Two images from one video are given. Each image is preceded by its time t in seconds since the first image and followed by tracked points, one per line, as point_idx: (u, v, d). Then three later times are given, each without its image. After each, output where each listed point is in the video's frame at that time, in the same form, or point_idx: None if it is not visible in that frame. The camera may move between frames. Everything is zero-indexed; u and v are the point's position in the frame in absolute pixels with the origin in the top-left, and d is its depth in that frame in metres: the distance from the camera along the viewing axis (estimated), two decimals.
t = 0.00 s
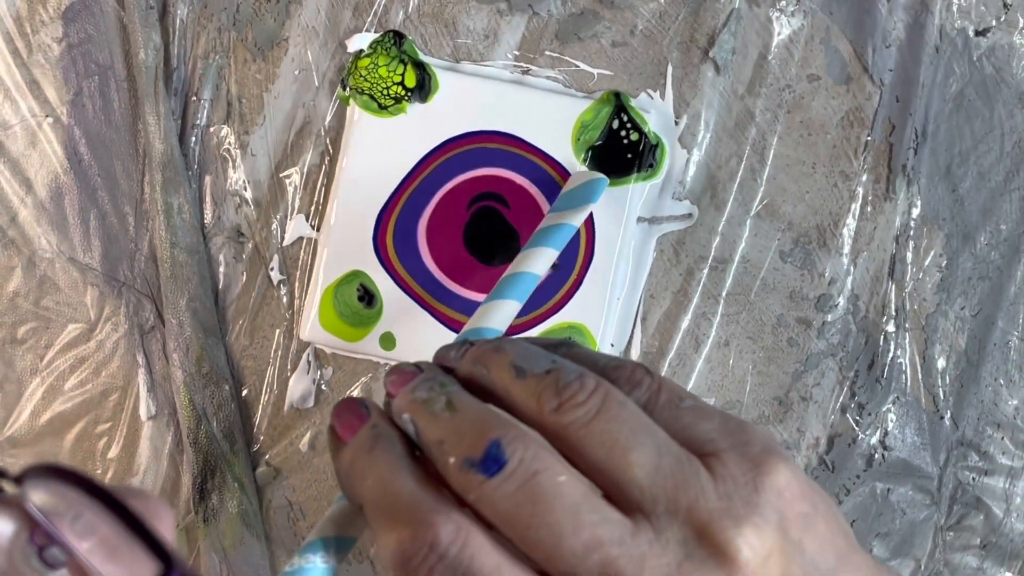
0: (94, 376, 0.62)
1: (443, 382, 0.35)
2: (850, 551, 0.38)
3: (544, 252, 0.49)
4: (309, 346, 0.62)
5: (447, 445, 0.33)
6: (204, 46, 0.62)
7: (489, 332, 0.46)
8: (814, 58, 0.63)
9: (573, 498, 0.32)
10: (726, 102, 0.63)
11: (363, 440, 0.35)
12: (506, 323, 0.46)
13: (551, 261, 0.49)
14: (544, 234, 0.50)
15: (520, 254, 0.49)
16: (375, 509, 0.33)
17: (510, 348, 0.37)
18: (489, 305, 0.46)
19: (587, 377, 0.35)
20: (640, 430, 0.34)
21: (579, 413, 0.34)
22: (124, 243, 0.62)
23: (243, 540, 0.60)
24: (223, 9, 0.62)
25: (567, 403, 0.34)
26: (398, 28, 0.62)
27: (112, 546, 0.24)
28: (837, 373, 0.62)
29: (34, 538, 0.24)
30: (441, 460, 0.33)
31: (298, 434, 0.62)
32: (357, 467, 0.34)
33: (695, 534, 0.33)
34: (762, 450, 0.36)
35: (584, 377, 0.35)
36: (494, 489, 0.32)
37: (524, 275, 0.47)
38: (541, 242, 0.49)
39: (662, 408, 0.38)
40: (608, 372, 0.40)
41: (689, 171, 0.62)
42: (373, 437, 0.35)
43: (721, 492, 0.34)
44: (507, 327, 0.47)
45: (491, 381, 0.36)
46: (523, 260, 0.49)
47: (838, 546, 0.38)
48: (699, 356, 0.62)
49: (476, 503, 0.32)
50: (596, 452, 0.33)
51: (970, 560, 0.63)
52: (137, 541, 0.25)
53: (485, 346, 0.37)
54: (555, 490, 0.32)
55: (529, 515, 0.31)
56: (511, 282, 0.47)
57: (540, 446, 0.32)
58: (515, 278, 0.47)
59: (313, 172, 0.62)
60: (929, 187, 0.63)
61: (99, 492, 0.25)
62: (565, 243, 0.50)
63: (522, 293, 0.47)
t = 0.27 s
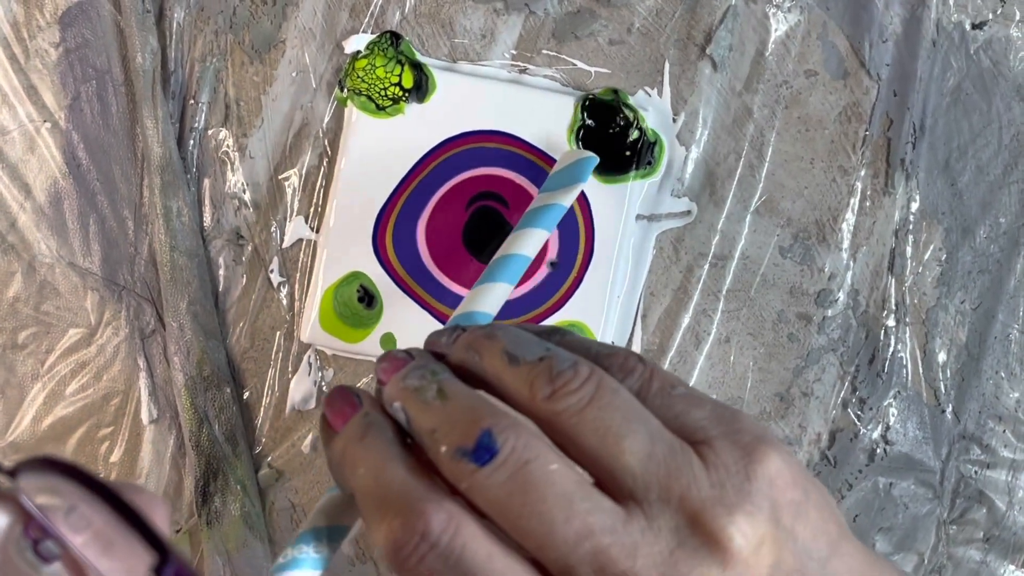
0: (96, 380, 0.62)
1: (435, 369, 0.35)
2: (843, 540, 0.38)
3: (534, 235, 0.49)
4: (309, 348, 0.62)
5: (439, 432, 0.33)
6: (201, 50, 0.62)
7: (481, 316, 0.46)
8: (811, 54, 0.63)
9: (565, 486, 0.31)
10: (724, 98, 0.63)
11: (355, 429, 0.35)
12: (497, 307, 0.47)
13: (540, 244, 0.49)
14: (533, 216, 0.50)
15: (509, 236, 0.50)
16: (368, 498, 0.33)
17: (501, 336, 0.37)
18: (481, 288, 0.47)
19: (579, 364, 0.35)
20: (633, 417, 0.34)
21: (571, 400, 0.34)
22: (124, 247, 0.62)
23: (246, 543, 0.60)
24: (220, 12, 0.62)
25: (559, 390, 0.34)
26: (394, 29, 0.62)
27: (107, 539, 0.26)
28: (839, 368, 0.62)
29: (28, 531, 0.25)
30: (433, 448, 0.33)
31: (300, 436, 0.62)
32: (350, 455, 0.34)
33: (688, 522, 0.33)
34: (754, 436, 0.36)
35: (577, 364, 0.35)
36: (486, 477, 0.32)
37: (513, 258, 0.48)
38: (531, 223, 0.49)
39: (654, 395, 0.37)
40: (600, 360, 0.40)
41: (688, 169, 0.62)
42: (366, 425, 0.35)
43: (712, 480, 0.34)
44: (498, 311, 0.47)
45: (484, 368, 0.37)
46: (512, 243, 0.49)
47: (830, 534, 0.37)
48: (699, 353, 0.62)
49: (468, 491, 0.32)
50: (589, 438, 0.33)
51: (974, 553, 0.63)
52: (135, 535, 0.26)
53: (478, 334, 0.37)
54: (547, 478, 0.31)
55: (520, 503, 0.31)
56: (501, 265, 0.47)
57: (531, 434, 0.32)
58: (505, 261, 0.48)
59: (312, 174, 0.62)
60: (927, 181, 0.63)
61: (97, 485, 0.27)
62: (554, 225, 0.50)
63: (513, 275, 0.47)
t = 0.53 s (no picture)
0: (98, 384, 0.62)
1: (415, 378, 0.34)
2: (824, 546, 0.38)
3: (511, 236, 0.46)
4: (310, 350, 0.62)
5: (419, 443, 0.33)
6: (201, 52, 0.62)
7: (458, 322, 0.43)
8: (811, 52, 0.63)
9: (546, 497, 0.31)
10: (724, 97, 0.63)
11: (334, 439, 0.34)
12: (475, 311, 0.44)
13: (518, 245, 0.46)
14: (511, 217, 0.47)
15: (486, 237, 0.47)
16: (347, 510, 0.32)
17: (480, 343, 0.36)
18: (456, 293, 0.44)
19: (558, 372, 0.34)
20: (614, 426, 0.33)
21: (550, 410, 0.33)
22: (124, 251, 0.62)
23: (249, 546, 0.60)
24: (219, 15, 0.62)
25: (538, 399, 0.34)
26: (394, 30, 0.62)
27: (87, 555, 0.29)
28: (841, 367, 0.62)
29: (10, 548, 0.29)
30: (412, 459, 0.33)
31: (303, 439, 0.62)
32: (328, 468, 0.33)
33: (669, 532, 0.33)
34: (734, 444, 0.36)
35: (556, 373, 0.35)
36: (467, 488, 0.31)
37: (490, 261, 0.45)
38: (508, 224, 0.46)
39: (634, 403, 0.37)
40: (580, 368, 0.40)
41: (688, 168, 0.62)
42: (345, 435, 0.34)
43: (692, 488, 0.34)
44: (476, 316, 0.44)
45: (463, 377, 0.36)
46: (489, 245, 0.46)
47: (811, 540, 0.38)
48: (701, 352, 0.62)
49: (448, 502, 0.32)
50: (570, 448, 0.33)
51: (977, 551, 0.63)
52: (113, 555, 0.30)
53: (458, 341, 0.37)
54: (528, 489, 0.31)
55: (500, 514, 0.31)
56: (478, 269, 0.45)
57: (511, 443, 0.32)
58: (482, 263, 0.45)
59: (312, 176, 0.62)
60: (928, 179, 0.63)
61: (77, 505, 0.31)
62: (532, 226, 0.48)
63: (491, 278, 0.45)
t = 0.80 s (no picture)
0: (113, 426, 0.62)
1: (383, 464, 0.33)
2: None
3: (498, 313, 0.41)
4: (321, 370, 0.62)
5: (383, 538, 0.31)
6: (179, 85, 0.62)
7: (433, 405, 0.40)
8: (785, 18, 0.63)
9: None
10: (704, 73, 0.63)
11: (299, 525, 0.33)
12: (454, 392, 0.41)
13: (504, 322, 0.42)
14: (497, 289, 0.42)
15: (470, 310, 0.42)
16: None
17: (453, 420, 0.34)
18: (435, 371, 0.41)
19: (532, 454, 0.32)
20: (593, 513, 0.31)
21: (524, 495, 0.31)
22: (124, 291, 0.62)
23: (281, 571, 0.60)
24: (193, 46, 0.62)
25: (512, 484, 0.31)
26: (369, 43, 0.62)
27: None
28: (850, 328, 0.62)
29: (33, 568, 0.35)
30: (376, 552, 0.31)
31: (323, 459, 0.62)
32: (291, 557, 0.32)
33: None
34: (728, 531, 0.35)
35: (530, 452, 0.32)
36: None
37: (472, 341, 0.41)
38: (495, 300, 0.41)
39: (621, 484, 0.36)
40: (562, 442, 0.38)
41: (676, 147, 0.62)
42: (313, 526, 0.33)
43: None
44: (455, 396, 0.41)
45: (433, 453, 0.33)
46: (473, 319, 0.42)
47: None
48: (710, 329, 0.62)
49: None
50: (548, 535, 0.31)
51: (1005, 496, 0.62)
52: None
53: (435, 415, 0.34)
54: None
55: None
56: (459, 347, 0.41)
57: (479, 537, 0.30)
58: (465, 340, 0.41)
59: (303, 196, 0.62)
60: (916, 132, 0.63)
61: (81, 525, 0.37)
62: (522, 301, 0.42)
63: (473, 359, 0.41)
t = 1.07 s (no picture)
0: (168, 516, 0.61)
1: None
2: None
3: (457, 402, 0.39)
4: (352, 408, 0.62)
5: None
6: (143, 169, 0.62)
7: (381, 508, 0.38)
8: None
9: None
10: (647, 25, 0.63)
11: None
12: (402, 495, 0.38)
13: (463, 413, 0.39)
14: (455, 376, 0.38)
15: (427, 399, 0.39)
16: None
17: (399, 531, 0.35)
18: (385, 473, 0.38)
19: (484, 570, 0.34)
20: None
21: None
22: (141, 381, 0.61)
23: None
24: (147, 128, 0.62)
25: None
26: (315, 79, 0.62)
27: None
28: (853, 232, 0.62)
29: None
30: None
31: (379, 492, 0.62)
32: None
33: None
34: None
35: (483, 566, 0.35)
36: None
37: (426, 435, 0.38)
38: (453, 387, 0.38)
39: None
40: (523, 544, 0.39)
41: (640, 102, 0.62)
42: None
43: None
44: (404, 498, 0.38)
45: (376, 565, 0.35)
46: (429, 408, 0.39)
47: None
48: (718, 270, 0.62)
49: None
50: None
51: None
52: None
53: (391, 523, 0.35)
54: None
55: None
56: (411, 443, 0.38)
57: None
58: (419, 435, 0.38)
59: (291, 245, 0.62)
60: (867, 27, 0.63)
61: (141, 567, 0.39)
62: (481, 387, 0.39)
63: (424, 456, 0.38)
